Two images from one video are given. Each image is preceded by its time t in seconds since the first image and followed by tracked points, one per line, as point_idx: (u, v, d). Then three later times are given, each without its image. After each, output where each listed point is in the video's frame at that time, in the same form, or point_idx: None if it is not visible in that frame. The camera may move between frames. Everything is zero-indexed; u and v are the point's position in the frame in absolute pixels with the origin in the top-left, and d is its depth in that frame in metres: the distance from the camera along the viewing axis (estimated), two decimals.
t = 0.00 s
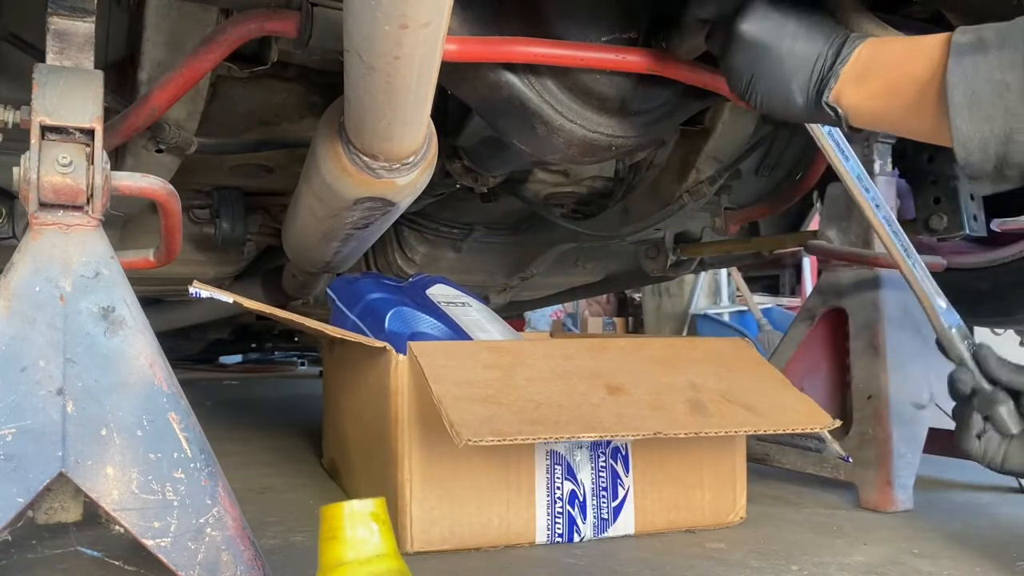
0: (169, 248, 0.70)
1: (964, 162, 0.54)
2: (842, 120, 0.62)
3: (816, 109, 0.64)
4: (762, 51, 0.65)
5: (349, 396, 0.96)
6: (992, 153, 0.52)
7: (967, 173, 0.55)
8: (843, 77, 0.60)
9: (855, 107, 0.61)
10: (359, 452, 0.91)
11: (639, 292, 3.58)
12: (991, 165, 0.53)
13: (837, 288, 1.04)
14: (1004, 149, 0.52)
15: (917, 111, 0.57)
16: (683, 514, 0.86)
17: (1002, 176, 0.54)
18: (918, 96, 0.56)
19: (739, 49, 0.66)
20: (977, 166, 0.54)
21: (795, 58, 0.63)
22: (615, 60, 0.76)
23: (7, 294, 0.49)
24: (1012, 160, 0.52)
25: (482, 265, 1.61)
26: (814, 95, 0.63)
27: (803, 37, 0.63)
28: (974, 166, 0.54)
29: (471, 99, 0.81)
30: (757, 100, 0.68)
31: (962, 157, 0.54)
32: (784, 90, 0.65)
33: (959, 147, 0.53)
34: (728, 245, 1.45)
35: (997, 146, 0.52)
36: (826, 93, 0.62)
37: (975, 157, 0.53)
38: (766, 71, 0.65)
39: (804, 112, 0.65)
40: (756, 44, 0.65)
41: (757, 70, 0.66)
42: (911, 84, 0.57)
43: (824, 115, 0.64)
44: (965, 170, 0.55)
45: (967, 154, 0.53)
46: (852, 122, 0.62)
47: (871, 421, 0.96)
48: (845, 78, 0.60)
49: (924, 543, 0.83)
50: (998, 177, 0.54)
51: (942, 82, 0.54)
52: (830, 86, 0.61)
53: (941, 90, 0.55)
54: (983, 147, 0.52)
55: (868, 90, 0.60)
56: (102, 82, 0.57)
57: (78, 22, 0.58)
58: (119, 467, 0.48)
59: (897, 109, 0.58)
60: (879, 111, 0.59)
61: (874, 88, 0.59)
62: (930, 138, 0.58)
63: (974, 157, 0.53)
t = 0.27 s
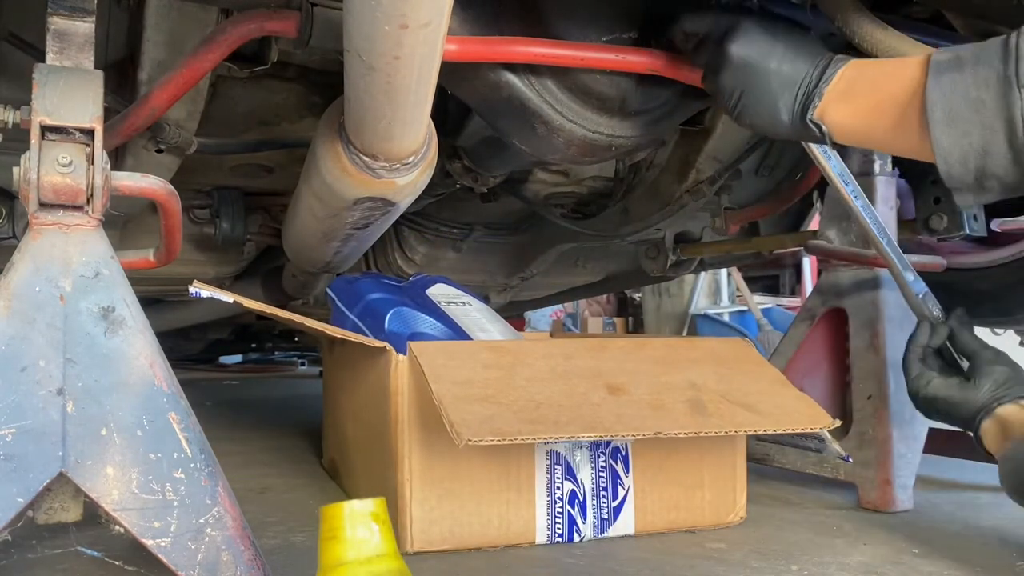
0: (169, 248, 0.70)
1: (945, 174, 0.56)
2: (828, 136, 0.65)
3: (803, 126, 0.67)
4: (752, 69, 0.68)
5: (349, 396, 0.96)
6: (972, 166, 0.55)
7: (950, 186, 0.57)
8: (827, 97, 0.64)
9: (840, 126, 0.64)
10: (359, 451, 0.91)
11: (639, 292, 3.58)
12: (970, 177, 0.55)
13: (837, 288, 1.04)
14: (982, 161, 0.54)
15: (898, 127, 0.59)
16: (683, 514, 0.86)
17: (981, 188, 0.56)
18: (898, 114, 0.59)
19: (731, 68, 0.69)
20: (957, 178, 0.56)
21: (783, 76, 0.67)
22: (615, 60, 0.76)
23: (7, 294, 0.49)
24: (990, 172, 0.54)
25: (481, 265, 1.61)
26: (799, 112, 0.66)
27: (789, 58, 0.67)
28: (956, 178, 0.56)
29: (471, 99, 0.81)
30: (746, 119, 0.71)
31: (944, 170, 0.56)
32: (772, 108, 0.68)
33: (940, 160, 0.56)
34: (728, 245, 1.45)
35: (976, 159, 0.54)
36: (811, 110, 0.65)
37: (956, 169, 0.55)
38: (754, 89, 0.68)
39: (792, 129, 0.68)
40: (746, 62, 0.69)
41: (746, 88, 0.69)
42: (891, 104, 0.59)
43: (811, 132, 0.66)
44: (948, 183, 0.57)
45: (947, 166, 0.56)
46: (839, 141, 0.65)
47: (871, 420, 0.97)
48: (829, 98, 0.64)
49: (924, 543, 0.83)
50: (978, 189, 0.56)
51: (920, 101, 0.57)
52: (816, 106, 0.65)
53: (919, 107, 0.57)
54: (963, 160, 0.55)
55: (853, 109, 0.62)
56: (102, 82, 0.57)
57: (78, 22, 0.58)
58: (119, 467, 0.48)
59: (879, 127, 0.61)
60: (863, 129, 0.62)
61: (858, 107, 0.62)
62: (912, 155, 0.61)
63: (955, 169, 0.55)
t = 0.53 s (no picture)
0: (169, 248, 0.70)
1: (968, 162, 0.56)
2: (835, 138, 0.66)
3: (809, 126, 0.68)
4: (763, 74, 0.72)
5: (349, 396, 0.96)
6: (996, 153, 0.54)
7: (971, 176, 0.56)
8: (836, 97, 0.66)
9: (852, 125, 0.65)
10: (359, 452, 0.91)
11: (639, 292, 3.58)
12: (994, 166, 0.55)
13: (837, 288, 1.04)
14: (1007, 148, 0.54)
15: (915, 123, 0.60)
16: (683, 514, 0.86)
17: (1004, 179, 0.55)
18: (915, 111, 0.60)
19: (740, 71, 0.73)
20: (980, 167, 0.55)
21: (793, 84, 0.70)
22: (615, 60, 0.76)
23: (7, 294, 0.49)
24: (1014, 159, 0.54)
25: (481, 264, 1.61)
26: (806, 114, 0.68)
27: (800, 70, 0.71)
28: (979, 167, 0.55)
29: (471, 99, 0.81)
30: (751, 123, 0.73)
31: (968, 157, 0.56)
32: (779, 111, 0.70)
33: (963, 147, 0.56)
34: (728, 245, 1.45)
35: (1000, 146, 0.54)
36: (818, 110, 0.67)
37: (979, 157, 0.55)
38: (762, 93, 0.71)
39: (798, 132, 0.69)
40: (757, 67, 0.72)
41: (755, 92, 0.72)
42: (907, 101, 0.61)
43: (817, 135, 0.68)
44: (969, 172, 0.56)
45: (971, 154, 0.55)
46: (849, 145, 0.66)
47: (871, 420, 0.97)
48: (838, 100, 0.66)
49: (924, 543, 0.83)
50: (1001, 181, 0.55)
51: (941, 93, 0.58)
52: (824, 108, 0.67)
53: (938, 100, 0.58)
54: (986, 146, 0.55)
55: (867, 106, 0.64)
56: (102, 82, 0.57)
57: (78, 22, 0.58)
58: (119, 467, 0.48)
59: (896, 124, 0.62)
60: (877, 126, 0.63)
61: (872, 105, 0.63)
62: (927, 153, 0.61)
63: (978, 156, 0.55)
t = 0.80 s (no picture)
0: (169, 249, 0.70)
1: (984, 152, 0.59)
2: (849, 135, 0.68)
3: (823, 122, 0.69)
4: (779, 67, 0.72)
5: (349, 396, 0.96)
6: (1012, 143, 0.57)
7: (988, 166, 0.59)
8: (851, 95, 0.67)
9: (865, 121, 0.67)
10: (359, 452, 0.91)
11: (639, 292, 3.58)
12: (1009, 155, 0.58)
13: (837, 288, 1.04)
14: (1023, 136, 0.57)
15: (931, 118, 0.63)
16: (683, 514, 0.86)
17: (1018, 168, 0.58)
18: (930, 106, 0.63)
19: (758, 61, 0.73)
20: (997, 155, 0.58)
21: (808, 80, 0.71)
22: (615, 60, 0.76)
23: (7, 293, 0.49)
24: None
25: (481, 264, 1.61)
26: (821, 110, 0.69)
27: (814, 70, 0.72)
28: (995, 156, 0.58)
29: (471, 99, 0.81)
30: (762, 110, 0.72)
31: (984, 147, 0.58)
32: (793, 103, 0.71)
33: (980, 137, 0.58)
34: (728, 245, 1.45)
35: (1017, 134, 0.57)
36: (835, 107, 0.68)
37: (995, 146, 0.58)
38: (778, 83, 0.72)
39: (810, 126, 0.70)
40: (773, 63, 0.73)
41: (770, 82, 0.72)
42: (922, 96, 0.63)
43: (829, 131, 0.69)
44: (986, 161, 0.59)
45: (988, 143, 0.58)
46: (861, 144, 0.68)
47: (871, 420, 0.97)
48: (852, 98, 0.67)
49: (924, 543, 0.83)
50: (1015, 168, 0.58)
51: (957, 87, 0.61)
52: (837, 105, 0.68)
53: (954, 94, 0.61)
54: (1003, 136, 0.57)
55: (881, 102, 0.66)
56: (102, 82, 0.57)
57: (78, 22, 0.58)
58: (119, 467, 0.48)
59: (913, 119, 0.64)
60: (892, 121, 0.65)
61: (885, 102, 0.65)
62: (941, 147, 0.64)
63: (996, 146, 0.58)
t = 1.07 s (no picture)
0: (169, 249, 0.70)
1: (967, 153, 0.57)
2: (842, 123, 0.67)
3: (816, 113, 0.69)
4: (764, 73, 0.74)
5: (349, 396, 0.96)
6: (995, 146, 0.56)
7: (971, 167, 0.58)
8: (840, 86, 0.67)
9: (857, 110, 0.65)
10: (358, 452, 0.91)
11: (639, 292, 3.58)
12: (993, 158, 0.56)
13: (836, 288, 1.04)
14: (1006, 141, 0.55)
15: (916, 112, 0.61)
16: (683, 514, 0.86)
17: (1003, 171, 0.57)
18: (916, 98, 0.60)
19: (744, 70, 0.75)
20: (979, 158, 0.57)
21: (794, 80, 0.72)
22: (615, 60, 0.76)
23: (7, 293, 0.49)
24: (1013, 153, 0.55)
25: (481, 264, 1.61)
26: (811, 104, 0.70)
27: (801, 64, 0.72)
28: (977, 158, 0.57)
29: (471, 99, 0.81)
30: (755, 122, 0.74)
31: (967, 148, 0.57)
32: (785, 106, 0.72)
33: (962, 138, 0.57)
34: (728, 245, 1.45)
35: (1000, 138, 0.55)
36: (823, 98, 0.68)
37: (977, 148, 0.57)
38: (767, 90, 0.73)
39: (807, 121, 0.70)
40: (757, 67, 0.74)
41: (758, 90, 0.73)
42: (910, 86, 0.61)
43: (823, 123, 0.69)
44: (969, 162, 0.58)
45: (971, 144, 0.57)
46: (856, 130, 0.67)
47: (871, 420, 0.97)
48: (842, 87, 0.66)
49: (924, 543, 0.83)
50: (1000, 171, 0.57)
51: (944, 82, 0.58)
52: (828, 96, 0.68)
53: (941, 89, 0.59)
54: (986, 139, 0.56)
55: (871, 93, 0.64)
56: (102, 82, 0.57)
57: (78, 22, 0.58)
58: (119, 467, 0.48)
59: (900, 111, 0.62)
60: (881, 112, 0.64)
61: (875, 92, 0.64)
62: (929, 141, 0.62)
63: (978, 147, 0.56)
